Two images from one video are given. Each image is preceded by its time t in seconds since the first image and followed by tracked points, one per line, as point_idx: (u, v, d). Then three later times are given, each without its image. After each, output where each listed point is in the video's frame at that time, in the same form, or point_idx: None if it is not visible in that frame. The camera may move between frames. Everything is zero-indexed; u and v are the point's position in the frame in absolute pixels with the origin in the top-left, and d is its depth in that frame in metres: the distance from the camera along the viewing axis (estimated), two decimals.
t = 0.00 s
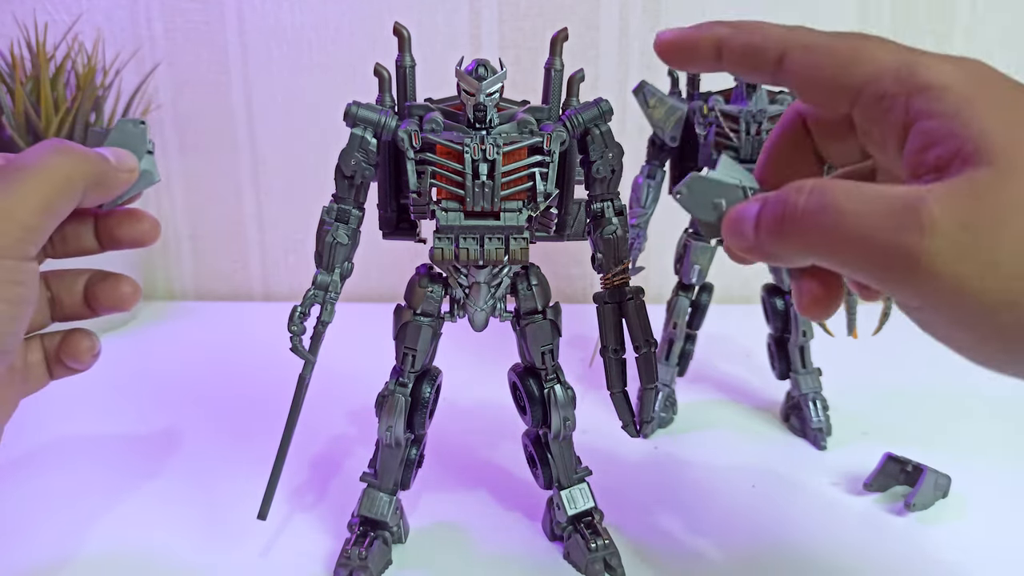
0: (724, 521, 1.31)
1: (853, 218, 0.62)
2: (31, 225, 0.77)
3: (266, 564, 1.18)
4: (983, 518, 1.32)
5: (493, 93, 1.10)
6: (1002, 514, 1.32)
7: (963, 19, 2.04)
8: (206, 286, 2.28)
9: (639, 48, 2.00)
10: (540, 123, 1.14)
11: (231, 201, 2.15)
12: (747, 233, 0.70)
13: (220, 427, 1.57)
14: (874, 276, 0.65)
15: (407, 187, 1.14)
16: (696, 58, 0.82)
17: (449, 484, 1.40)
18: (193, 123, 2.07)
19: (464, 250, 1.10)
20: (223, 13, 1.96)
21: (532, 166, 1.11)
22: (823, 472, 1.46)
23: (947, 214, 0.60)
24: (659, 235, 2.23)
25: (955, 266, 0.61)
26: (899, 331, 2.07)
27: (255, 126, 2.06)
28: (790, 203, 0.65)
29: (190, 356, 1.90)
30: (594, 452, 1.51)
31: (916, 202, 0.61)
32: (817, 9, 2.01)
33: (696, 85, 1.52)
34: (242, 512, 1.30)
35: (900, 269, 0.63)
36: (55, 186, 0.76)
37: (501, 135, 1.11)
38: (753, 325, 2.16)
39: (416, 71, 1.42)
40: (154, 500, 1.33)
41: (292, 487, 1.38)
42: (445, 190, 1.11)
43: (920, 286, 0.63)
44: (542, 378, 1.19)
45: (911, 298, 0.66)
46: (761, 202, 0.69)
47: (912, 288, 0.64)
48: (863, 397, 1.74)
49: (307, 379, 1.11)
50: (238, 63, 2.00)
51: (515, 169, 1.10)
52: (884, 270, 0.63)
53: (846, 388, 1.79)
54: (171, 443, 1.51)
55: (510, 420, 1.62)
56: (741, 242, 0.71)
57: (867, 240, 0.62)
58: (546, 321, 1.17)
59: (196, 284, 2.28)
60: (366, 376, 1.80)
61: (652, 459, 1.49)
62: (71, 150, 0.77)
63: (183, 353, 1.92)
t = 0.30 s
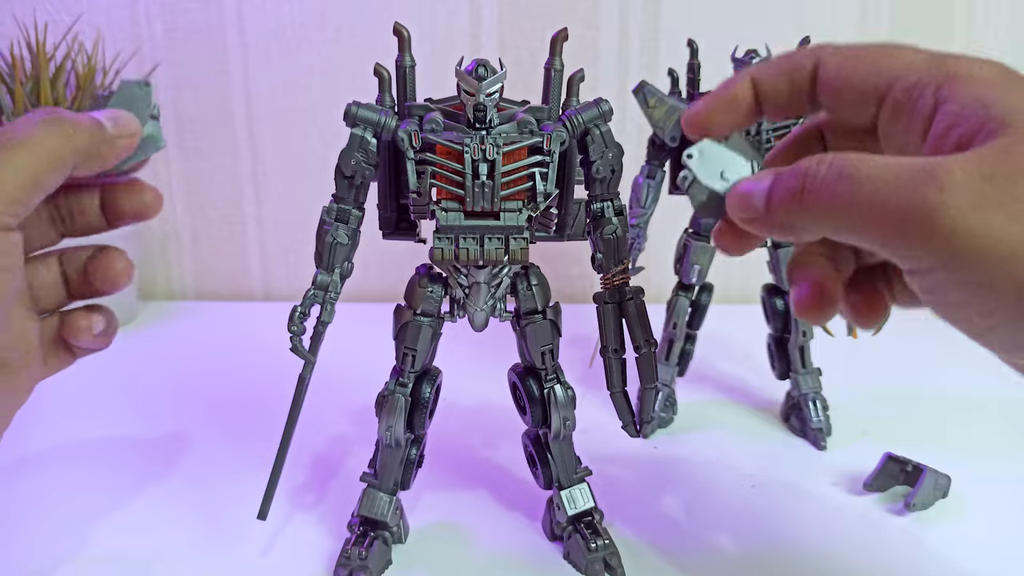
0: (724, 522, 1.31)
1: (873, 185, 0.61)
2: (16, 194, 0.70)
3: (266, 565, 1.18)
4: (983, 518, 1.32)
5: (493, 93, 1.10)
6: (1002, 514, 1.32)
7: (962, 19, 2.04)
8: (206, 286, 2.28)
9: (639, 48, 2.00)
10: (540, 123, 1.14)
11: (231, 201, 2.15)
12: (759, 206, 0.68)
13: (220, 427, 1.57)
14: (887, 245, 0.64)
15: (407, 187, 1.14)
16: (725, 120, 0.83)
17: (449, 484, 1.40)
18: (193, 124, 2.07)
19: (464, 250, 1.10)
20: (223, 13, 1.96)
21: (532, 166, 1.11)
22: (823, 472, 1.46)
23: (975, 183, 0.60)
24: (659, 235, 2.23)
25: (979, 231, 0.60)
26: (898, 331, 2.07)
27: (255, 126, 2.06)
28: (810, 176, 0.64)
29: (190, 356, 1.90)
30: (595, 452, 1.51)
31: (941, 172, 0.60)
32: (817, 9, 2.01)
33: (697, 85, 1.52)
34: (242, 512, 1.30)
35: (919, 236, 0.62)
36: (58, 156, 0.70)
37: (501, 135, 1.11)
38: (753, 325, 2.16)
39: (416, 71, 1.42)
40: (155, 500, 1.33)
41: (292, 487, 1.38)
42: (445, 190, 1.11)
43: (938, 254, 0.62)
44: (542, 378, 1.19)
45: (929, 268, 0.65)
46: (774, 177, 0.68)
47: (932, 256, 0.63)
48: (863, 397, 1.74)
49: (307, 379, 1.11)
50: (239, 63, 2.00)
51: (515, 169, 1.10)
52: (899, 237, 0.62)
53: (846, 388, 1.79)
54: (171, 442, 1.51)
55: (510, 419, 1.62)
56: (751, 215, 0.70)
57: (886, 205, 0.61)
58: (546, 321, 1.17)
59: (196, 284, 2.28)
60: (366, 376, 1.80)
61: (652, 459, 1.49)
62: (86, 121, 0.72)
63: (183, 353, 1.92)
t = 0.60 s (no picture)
0: (724, 522, 1.31)
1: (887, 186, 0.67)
2: (131, 229, 0.71)
3: (266, 565, 1.18)
4: (983, 518, 1.32)
5: (493, 93, 1.10)
6: (1001, 514, 1.32)
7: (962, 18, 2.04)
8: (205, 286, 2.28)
9: (640, 48, 2.00)
10: (540, 123, 1.14)
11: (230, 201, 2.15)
12: (753, 181, 0.69)
13: (220, 427, 1.57)
14: (887, 241, 0.70)
15: (407, 186, 1.14)
16: (771, 296, 0.93)
17: (449, 484, 1.40)
18: (193, 123, 2.06)
19: (464, 250, 1.10)
20: (222, 13, 1.96)
21: (532, 165, 1.11)
22: (823, 472, 1.46)
23: (973, 190, 0.67)
24: (659, 235, 2.23)
25: (993, 237, 0.67)
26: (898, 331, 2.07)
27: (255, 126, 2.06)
28: (817, 168, 0.67)
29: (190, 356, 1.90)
30: (595, 452, 1.51)
31: (942, 182, 0.67)
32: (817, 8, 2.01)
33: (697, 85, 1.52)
34: (242, 512, 1.30)
35: (921, 236, 0.68)
36: (177, 196, 0.68)
37: (501, 135, 1.11)
38: (753, 325, 2.16)
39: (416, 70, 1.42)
40: (155, 501, 1.33)
41: (292, 487, 1.38)
42: (445, 190, 1.11)
43: (935, 248, 0.69)
44: (542, 378, 1.19)
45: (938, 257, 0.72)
46: (771, 149, 0.68)
47: (935, 255, 0.70)
48: (863, 397, 1.75)
49: (307, 379, 1.11)
50: (238, 63, 2.00)
51: (515, 169, 1.10)
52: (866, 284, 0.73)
53: (846, 388, 1.79)
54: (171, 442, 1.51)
55: (510, 420, 1.62)
56: (737, 185, 0.70)
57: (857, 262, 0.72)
58: (546, 321, 1.17)
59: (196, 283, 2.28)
60: (366, 376, 1.80)
61: (652, 459, 1.49)
62: (216, 156, 0.67)
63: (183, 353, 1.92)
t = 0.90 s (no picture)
0: (724, 522, 1.31)
1: (874, 176, 0.63)
2: (124, 225, 0.72)
3: (266, 566, 1.18)
4: (983, 518, 1.32)
5: (493, 93, 1.10)
6: (1002, 515, 1.32)
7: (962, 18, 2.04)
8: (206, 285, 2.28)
9: (640, 48, 2.00)
10: (540, 123, 1.14)
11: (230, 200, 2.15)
12: (732, 171, 0.66)
13: (220, 426, 1.57)
14: (874, 231, 0.68)
15: (407, 187, 1.14)
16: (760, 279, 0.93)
17: (450, 484, 1.40)
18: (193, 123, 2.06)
19: (464, 250, 1.10)
20: (223, 13, 1.96)
21: (532, 165, 1.11)
22: (823, 472, 1.46)
23: (963, 175, 0.64)
24: (659, 235, 2.23)
25: (982, 225, 0.65)
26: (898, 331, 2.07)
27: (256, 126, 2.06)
28: (800, 156, 0.64)
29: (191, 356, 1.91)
30: (595, 452, 1.51)
31: (932, 167, 0.64)
32: (817, 8, 2.02)
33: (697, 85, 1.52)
34: (244, 512, 1.30)
35: (910, 226, 0.66)
36: (167, 189, 0.69)
37: (501, 135, 1.11)
38: (753, 325, 2.16)
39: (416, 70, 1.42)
40: (155, 501, 1.33)
41: (292, 487, 1.38)
42: (445, 190, 1.11)
43: (923, 237, 0.67)
44: (542, 378, 1.19)
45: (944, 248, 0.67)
46: (751, 137, 0.65)
47: (923, 245, 0.68)
48: (862, 397, 1.75)
49: (307, 379, 1.11)
50: (239, 63, 2.00)
51: (515, 169, 1.10)
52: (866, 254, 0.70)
53: (846, 388, 1.79)
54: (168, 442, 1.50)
55: (510, 420, 1.62)
56: (717, 175, 0.67)
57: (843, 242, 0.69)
58: (546, 321, 1.17)
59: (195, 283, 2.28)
60: (366, 375, 1.81)
61: (652, 459, 1.49)
62: (203, 149, 0.68)
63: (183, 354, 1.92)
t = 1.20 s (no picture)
0: (724, 522, 1.31)
1: (847, 188, 0.66)
2: (107, 222, 0.73)
3: (265, 566, 1.18)
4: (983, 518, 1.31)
5: (493, 93, 1.10)
6: (1002, 515, 1.32)
7: (962, 19, 2.04)
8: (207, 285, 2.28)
9: (640, 48, 2.00)
10: (540, 123, 1.14)
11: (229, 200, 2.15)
12: (716, 178, 0.69)
13: (219, 426, 1.57)
14: (848, 244, 0.70)
15: (407, 186, 1.14)
16: (743, 292, 0.96)
17: (450, 484, 1.40)
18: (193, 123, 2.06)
19: (464, 250, 1.10)
20: (223, 12, 1.95)
21: (532, 166, 1.11)
22: (823, 472, 1.46)
23: (935, 197, 0.66)
24: (659, 235, 2.23)
25: (953, 244, 0.67)
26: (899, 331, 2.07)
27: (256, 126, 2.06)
28: (780, 168, 0.66)
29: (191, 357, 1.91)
30: (594, 451, 1.51)
31: (904, 186, 0.66)
32: (817, 8, 2.02)
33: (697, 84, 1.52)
34: (243, 512, 1.30)
35: (883, 240, 0.68)
36: (149, 187, 0.70)
37: (501, 135, 1.11)
38: (753, 325, 2.16)
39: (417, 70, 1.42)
40: (155, 501, 1.33)
41: (292, 487, 1.38)
42: (445, 189, 1.11)
43: (894, 253, 0.69)
44: (542, 378, 1.19)
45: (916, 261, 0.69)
46: (735, 145, 0.68)
47: (896, 257, 0.69)
48: (862, 398, 1.75)
49: (307, 379, 1.11)
50: (239, 63, 2.00)
51: (515, 169, 1.10)
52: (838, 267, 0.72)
53: (845, 388, 1.79)
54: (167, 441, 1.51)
55: (510, 419, 1.62)
56: (701, 181, 0.70)
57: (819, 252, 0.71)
58: (546, 321, 1.17)
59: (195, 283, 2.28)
60: (366, 375, 1.81)
61: (652, 459, 1.49)
62: (184, 147, 0.69)
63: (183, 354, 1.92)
